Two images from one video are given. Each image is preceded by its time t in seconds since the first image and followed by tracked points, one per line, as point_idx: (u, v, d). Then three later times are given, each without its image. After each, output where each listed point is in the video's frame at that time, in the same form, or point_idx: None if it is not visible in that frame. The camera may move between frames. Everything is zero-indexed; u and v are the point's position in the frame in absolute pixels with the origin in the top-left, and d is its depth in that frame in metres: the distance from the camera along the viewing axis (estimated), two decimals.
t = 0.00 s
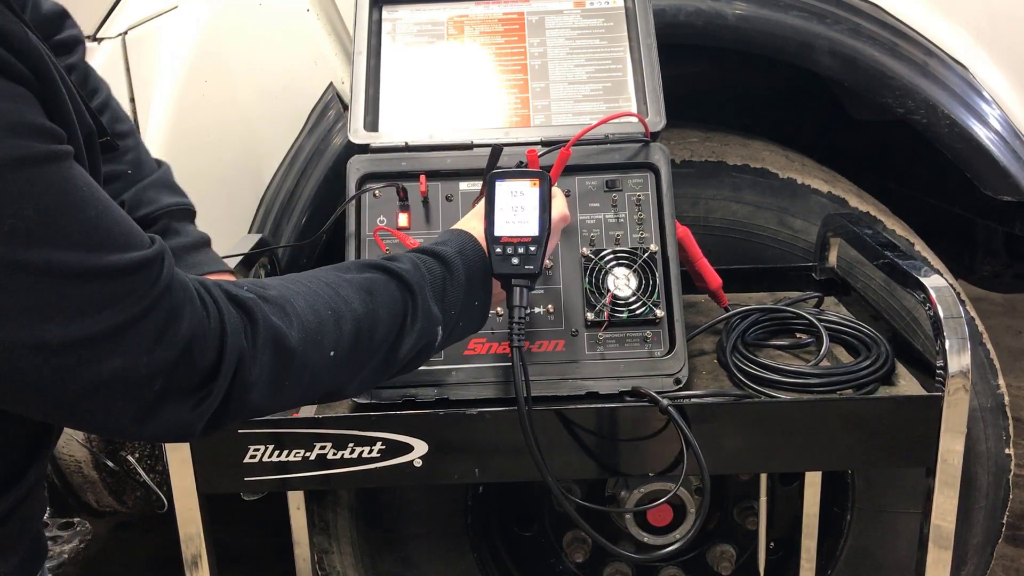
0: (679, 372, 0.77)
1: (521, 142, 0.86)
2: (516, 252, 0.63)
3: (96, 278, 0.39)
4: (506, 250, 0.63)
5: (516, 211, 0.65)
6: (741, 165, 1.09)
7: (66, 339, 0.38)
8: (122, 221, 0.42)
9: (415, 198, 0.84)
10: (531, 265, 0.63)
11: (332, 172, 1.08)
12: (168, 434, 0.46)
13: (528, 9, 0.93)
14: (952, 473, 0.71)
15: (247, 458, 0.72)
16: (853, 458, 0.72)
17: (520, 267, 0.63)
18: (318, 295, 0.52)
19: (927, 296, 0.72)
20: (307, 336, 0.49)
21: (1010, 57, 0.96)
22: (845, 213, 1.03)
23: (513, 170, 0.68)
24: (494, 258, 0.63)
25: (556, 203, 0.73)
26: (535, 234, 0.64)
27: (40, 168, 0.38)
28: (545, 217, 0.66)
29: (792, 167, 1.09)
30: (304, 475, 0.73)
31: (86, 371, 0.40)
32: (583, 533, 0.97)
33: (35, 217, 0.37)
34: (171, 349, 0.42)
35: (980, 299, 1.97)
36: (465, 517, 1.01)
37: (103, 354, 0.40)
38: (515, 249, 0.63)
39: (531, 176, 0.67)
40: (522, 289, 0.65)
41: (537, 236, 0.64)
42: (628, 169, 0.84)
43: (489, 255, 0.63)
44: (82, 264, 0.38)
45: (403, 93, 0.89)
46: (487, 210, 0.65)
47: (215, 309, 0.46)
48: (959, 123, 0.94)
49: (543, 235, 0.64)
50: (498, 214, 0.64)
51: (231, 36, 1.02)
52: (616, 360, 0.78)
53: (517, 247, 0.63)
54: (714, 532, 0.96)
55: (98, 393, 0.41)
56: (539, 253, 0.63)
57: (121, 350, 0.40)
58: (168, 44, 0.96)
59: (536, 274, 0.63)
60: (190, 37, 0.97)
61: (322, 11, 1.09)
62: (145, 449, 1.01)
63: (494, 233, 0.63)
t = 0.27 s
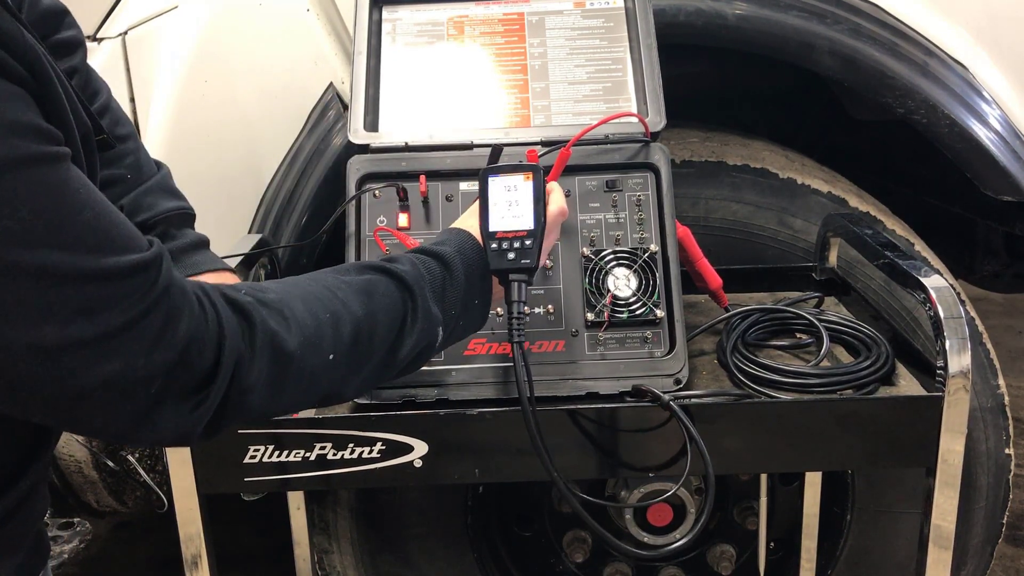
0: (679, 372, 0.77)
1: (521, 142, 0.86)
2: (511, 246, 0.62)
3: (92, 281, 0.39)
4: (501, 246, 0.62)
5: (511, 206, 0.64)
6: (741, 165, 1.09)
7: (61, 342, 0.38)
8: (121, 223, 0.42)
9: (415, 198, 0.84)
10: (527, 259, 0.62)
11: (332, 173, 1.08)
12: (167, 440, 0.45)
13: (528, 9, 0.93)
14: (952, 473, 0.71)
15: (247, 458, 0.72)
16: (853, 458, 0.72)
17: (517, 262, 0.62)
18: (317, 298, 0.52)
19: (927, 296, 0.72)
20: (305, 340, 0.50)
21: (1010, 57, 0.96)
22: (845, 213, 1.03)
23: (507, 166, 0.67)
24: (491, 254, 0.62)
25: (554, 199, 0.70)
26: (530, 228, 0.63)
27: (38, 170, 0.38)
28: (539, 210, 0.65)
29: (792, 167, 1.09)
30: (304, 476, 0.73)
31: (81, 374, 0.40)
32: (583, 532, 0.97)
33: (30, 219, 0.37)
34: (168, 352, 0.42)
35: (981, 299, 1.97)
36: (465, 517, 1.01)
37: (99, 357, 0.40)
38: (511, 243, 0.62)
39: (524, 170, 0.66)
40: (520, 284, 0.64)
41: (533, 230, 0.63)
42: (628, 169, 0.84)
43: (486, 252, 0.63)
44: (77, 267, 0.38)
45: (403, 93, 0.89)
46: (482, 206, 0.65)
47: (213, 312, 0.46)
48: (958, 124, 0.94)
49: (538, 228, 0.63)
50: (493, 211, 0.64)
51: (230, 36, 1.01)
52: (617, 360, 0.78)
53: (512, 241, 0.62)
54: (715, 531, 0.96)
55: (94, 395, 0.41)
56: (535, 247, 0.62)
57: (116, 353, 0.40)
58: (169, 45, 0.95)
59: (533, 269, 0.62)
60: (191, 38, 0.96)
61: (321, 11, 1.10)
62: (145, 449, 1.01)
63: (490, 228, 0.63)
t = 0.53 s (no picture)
0: (679, 372, 0.77)
1: (521, 142, 0.86)
2: (549, 313, 0.53)
3: (86, 292, 0.37)
4: (538, 310, 0.53)
5: (557, 258, 0.53)
6: (741, 165, 1.09)
7: (50, 353, 0.37)
8: (122, 231, 0.40)
9: (415, 198, 0.84)
10: (565, 331, 0.53)
11: (332, 173, 1.08)
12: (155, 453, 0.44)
13: (528, 9, 0.93)
14: (952, 473, 0.71)
15: (247, 458, 0.72)
16: (853, 458, 0.72)
17: (552, 332, 0.53)
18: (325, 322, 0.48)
19: (927, 296, 0.72)
20: (303, 370, 0.46)
21: (1011, 57, 0.96)
22: (845, 213, 1.03)
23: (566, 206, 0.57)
24: (523, 318, 0.53)
25: (627, 229, 0.58)
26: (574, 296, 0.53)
27: (38, 173, 0.37)
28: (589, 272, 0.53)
29: (792, 167, 1.09)
30: (304, 476, 0.73)
31: (70, 386, 0.39)
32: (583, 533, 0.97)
33: (24, 225, 0.36)
34: (161, 368, 0.41)
35: (981, 299, 1.97)
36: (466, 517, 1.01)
37: (89, 369, 0.39)
38: (549, 309, 0.52)
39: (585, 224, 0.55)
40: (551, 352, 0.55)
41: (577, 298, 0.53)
42: (628, 169, 0.85)
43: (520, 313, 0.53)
44: (73, 277, 0.37)
45: (403, 93, 0.89)
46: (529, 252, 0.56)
47: (204, 335, 0.44)
48: (958, 124, 0.94)
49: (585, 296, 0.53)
50: (538, 262, 0.53)
51: (230, 37, 1.01)
52: (617, 360, 0.78)
53: (551, 308, 0.52)
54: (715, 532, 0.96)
55: (81, 408, 0.39)
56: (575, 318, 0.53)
57: (107, 367, 0.39)
58: (169, 45, 0.95)
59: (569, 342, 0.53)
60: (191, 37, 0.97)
61: (322, 11, 1.10)
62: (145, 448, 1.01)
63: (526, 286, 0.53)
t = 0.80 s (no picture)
0: (679, 372, 0.77)
1: (521, 142, 0.86)
2: (580, 289, 0.57)
3: (90, 294, 0.38)
4: (570, 287, 0.57)
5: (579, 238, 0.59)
6: (741, 165, 1.09)
7: (58, 355, 0.38)
8: (128, 234, 0.41)
9: (415, 198, 0.84)
10: (598, 302, 0.58)
11: (332, 173, 1.08)
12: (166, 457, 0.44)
13: (528, 9, 0.93)
14: (952, 474, 0.71)
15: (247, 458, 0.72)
16: (853, 459, 0.72)
17: (586, 306, 0.57)
18: (341, 323, 0.49)
19: (927, 296, 0.72)
20: (318, 372, 0.47)
21: (1010, 57, 0.96)
22: (845, 213, 1.03)
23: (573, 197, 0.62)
24: (558, 296, 0.57)
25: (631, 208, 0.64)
26: (602, 267, 0.58)
27: (42, 176, 0.38)
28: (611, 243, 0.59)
29: (792, 167, 1.09)
30: (304, 476, 0.73)
31: (81, 388, 0.39)
32: (584, 532, 0.96)
33: (28, 227, 0.37)
34: (170, 371, 0.41)
35: (981, 299, 1.97)
36: (465, 518, 1.01)
37: (96, 372, 0.39)
38: (580, 285, 0.57)
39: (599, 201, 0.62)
40: (588, 328, 0.60)
41: (604, 269, 0.58)
42: (628, 169, 0.84)
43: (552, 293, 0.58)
44: (76, 279, 0.37)
45: (403, 93, 0.89)
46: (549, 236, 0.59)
47: (217, 336, 0.44)
48: (958, 124, 0.94)
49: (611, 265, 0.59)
50: (562, 245, 0.57)
51: (230, 37, 1.01)
52: (617, 360, 0.78)
53: (581, 283, 0.57)
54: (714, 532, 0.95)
55: (94, 410, 0.40)
56: (606, 289, 0.58)
57: (113, 369, 0.39)
58: (168, 45, 0.95)
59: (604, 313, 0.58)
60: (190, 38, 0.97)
61: (322, 11, 1.09)
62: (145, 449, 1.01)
63: (556, 266, 0.57)
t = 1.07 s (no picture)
0: (679, 373, 0.77)
1: (521, 142, 0.86)
2: (578, 293, 0.60)
3: (116, 294, 0.38)
4: (568, 291, 0.60)
5: (581, 246, 0.62)
6: (741, 165, 1.09)
7: (82, 355, 0.38)
8: (148, 235, 0.41)
9: (415, 198, 0.84)
10: (595, 307, 0.60)
11: (332, 172, 1.08)
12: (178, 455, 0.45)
13: (528, 9, 0.93)
14: (952, 473, 0.71)
15: (247, 458, 0.72)
16: (854, 458, 0.72)
17: (582, 310, 0.60)
18: (353, 322, 0.51)
19: (927, 296, 0.73)
20: (334, 369, 0.48)
21: (1010, 57, 0.96)
22: (845, 213, 1.03)
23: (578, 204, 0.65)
24: (556, 298, 0.60)
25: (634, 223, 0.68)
26: (600, 274, 0.61)
27: (64, 177, 0.38)
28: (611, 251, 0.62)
29: (792, 167, 1.09)
30: (304, 476, 0.73)
31: (103, 387, 0.39)
32: (583, 532, 0.97)
33: (53, 229, 0.37)
34: (192, 369, 0.42)
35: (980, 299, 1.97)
36: (466, 517, 0.99)
37: (119, 372, 0.39)
38: (578, 289, 0.60)
39: (602, 209, 0.64)
40: (585, 332, 0.62)
41: (602, 275, 0.61)
42: (628, 170, 0.84)
43: (550, 296, 0.61)
44: (102, 280, 0.38)
45: (403, 93, 0.89)
46: (552, 243, 0.63)
47: (238, 334, 0.45)
48: (959, 124, 0.94)
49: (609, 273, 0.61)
50: (564, 250, 0.61)
51: (231, 37, 1.02)
52: (617, 360, 0.78)
53: (579, 287, 0.60)
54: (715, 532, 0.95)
55: (114, 410, 0.40)
56: (602, 295, 0.61)
57: (136, 369, 0.40)
58: (168, 45, 0.96)
59: (599, 318, 0.60)
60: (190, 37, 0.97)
61: (321, 11, 1.09)
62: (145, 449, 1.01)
63: (557, 271, 0.61)
